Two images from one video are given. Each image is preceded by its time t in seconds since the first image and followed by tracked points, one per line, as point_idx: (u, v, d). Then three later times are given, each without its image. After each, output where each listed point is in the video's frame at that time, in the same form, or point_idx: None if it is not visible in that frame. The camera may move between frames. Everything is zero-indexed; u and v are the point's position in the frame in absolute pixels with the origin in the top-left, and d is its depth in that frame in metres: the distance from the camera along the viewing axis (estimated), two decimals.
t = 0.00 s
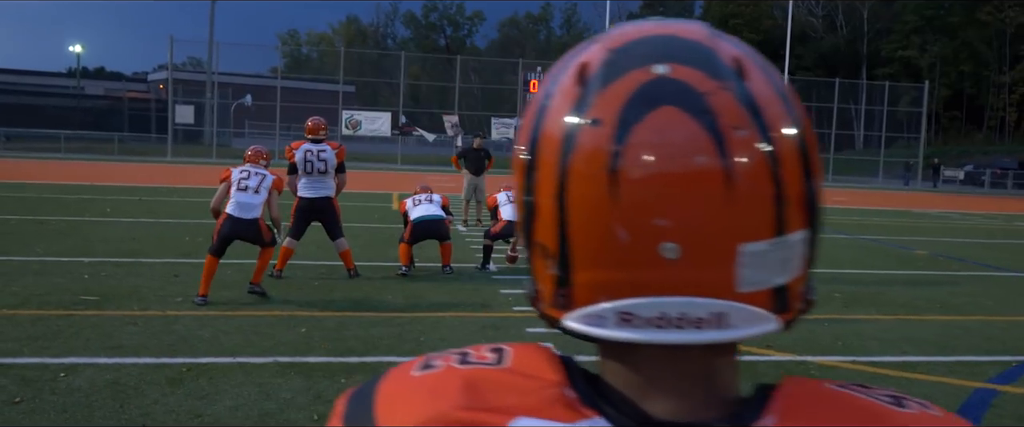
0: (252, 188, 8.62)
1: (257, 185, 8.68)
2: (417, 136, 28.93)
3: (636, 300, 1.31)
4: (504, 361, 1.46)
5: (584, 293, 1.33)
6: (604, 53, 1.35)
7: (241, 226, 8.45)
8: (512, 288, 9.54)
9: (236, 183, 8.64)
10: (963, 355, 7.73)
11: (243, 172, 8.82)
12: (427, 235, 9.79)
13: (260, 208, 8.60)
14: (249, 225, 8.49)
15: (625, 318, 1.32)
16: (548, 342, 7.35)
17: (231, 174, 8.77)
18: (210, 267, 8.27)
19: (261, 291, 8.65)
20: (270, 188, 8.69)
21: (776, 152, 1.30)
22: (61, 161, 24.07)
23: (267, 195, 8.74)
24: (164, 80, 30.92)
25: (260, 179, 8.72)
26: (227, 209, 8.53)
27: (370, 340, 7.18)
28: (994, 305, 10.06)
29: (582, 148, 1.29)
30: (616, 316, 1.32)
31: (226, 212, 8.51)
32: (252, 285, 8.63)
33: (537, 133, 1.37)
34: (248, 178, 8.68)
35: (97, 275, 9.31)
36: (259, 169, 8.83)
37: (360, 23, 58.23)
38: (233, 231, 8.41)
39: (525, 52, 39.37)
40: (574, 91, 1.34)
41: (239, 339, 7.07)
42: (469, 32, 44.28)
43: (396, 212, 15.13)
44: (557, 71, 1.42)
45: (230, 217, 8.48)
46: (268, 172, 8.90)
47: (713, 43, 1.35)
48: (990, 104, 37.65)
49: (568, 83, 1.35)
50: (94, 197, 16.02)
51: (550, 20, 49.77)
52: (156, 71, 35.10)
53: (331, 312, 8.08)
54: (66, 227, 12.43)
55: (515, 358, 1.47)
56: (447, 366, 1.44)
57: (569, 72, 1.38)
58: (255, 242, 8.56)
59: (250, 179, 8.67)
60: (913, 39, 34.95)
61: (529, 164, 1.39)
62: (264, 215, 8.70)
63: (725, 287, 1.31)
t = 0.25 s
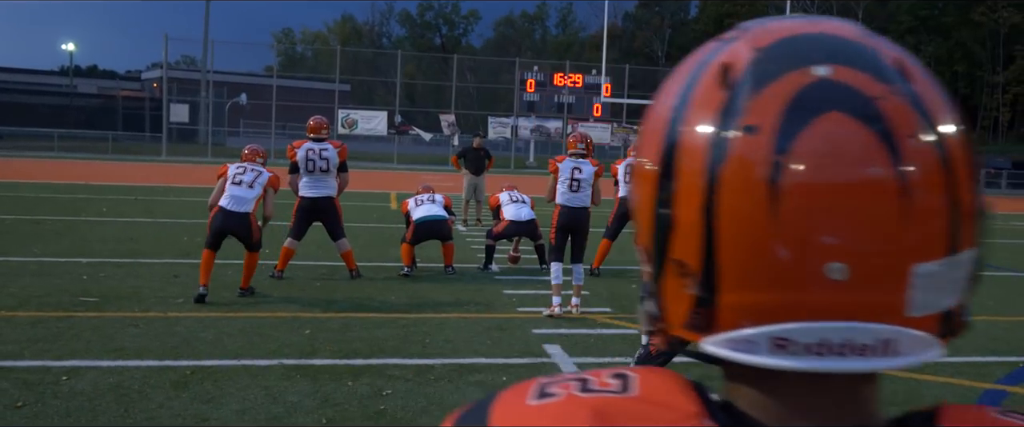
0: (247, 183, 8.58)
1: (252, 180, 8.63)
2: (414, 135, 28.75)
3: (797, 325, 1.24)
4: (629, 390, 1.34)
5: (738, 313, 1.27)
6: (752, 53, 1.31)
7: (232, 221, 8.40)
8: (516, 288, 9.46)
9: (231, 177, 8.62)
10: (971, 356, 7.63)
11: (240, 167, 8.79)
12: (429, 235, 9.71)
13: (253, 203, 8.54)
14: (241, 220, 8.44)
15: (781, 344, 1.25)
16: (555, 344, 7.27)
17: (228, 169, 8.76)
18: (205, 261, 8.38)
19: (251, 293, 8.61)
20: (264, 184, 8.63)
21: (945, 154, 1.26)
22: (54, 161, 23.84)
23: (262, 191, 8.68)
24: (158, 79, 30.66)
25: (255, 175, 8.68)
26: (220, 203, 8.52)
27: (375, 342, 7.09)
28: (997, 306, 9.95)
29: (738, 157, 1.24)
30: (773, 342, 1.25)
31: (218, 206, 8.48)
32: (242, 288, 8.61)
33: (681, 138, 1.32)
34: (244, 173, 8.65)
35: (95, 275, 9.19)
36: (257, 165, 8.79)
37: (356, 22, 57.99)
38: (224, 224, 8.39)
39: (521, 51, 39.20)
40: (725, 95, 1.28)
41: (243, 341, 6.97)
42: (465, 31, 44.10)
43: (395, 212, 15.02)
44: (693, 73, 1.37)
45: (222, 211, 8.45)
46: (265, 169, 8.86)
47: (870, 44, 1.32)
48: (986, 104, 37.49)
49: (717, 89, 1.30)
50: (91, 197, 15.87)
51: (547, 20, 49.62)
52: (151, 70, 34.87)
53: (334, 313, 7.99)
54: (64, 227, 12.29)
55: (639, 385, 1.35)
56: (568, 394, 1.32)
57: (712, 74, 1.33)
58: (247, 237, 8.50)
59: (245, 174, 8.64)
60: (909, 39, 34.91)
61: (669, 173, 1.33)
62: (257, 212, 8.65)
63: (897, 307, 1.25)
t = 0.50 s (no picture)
0: (240, 184, 8.48)
1: (245, 182, 8.53)
2: (408, 134, 28.60)
3: (989, 347, 1.17)
4: (780, 415, 1.35)
5: (919, 333, 1.20)
6: (933, 47, 1.22)
7: (226, 223, 8.34)
8: (517, 289, 9.37)
9: (223, 178, 8.51)
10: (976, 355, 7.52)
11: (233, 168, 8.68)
12: (429, 235, 9.63)
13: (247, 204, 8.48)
14: (235, 222, 8.37)
15: (970, 368, 1.18)
16: (560, 345, 7.21)
17: (221, 170, 8.66)
18: (196, 257, 8.36)
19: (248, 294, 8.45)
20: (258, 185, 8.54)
21: None
22: (45, 160, 23.59)
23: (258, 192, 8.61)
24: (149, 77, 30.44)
25: (249, 176, 8.57)
26: (213, 204, 8.43)
27: (377, 344, 7.00)
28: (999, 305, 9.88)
29: (927, 164, 1.15)
30: (961, 365, 1.18)
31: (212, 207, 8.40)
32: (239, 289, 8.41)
33: (851, 140, 1.24)
34: (237, 173, 8.53)
35: (91, 276, 9.05)
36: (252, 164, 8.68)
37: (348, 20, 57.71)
38: (216, 226, 8.32)
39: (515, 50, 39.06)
40: (902, 94, 1.21)
41: (244, 343, 6.87)
42: (458, 30, 43.91)
43: (391, 212, 14.92)
44: (855, 69, 1.29)
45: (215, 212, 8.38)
46: (258, 169, 8.75)
47: None
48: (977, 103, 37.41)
49: (897, 86, 1.22)
50: (83, 196, 15.68)
51: (540, 19, 49.49)
52: (141, 68, 34.58)
53: (335, 315, 7.89)
54: (57, 227, 12.13)
55: (789, 408, 1.36)
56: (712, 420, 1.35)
57: (883, 69, 1.25)
58: (241, 238, 8.42)
59: (239, 174, 8.53)
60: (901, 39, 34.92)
61: (837, 177, 1.25)
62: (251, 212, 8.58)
63: None
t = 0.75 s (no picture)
0: (229, 183, 8.35)
1: (233, 181, 8.40)
2: (399, 133, 28.48)
3: None
4: None
5: None
6: None
7: (216, 222, 8.22)
8: (515, 289, 9.29)
9: (211, 178, 8.39)
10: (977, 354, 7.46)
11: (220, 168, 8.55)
12: (426, 235, 9.62)
13: (236, 203, 8.36)
14: (225, 222, 8.25)
15: None
16: (562, 346, 7.15)
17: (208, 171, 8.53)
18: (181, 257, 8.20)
19: (243, 295, 8.30)
20: (247, 184, 8.41)
21: None
22: (31, 159, 23.33)
23: (245, 191, 8.47)
24: (136, 75, 30.17)
25: (237, 175, 8.45)
26: (202, 205, 8.30)
27: (378, 345, 6.92)
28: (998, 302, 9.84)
29: None
30: None
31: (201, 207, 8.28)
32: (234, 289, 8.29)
33: None
34: (224, 173, 8.41)
35: (83, 277, 8.91)
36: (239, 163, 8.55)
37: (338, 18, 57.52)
38: (204, 227, 8.19)
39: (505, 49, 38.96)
40: None
41: (242, 344, 6.78)
42: (448, 29, 43.76)
43: (384, 212, 14.81)
44: None
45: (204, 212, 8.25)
46: (245, 169, 8.63)
47: None
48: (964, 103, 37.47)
49: None
50: (72, 196, 15.48)
51: (530, 18, 49.43)
52: (129, 66, 34.27)
53: (333, 315, 7.80)
54: (47, 227, 11.97)
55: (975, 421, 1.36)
56: None
57: None
58: (231, 238, 8.28)
59: (227, 174, 8.40)
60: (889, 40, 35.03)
61: None
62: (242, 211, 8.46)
63: None
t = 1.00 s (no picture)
0: (210, 182, 8.15)
1: (215, 180, 8.22)
2: (387, 132, 28.40)
3: None
4: None
5: None
6: None
7: (202, 222, 8.07)
8: (510, 288, 9.22)
9: (192, 178, 8.20)
10: (974, 352, 7.43)
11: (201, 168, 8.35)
12: (421, 234, 9.62)
13: (221, 201, 8.20)
14: (210, 222, 8.10)
15: None
16: (561, 346, 7.09)
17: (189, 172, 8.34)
18: (167, 259, 8.06)
19: (235, 294, 8.18)
20: (229, 182, 8.21)
21: None
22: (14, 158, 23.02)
23: (228, 190, 8.27)
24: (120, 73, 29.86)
25: (219, 174, 8.25)
26: (185, 205, 8.13)
27: (375, 346, 6.84)
28: (991, 299, 9.81)
29: None
30: None
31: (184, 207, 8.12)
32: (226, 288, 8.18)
33: None
34: (206, 172, 8.21)
35: (72, 277, 8.75)
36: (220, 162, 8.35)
37: (324, 16, 57.20)
38: (189, 227, 8.04)
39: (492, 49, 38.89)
40: None
41: (237, 345, 6.67)
42: (435, 28, 43.64)
43: (374, 211, 14.69)
44: None
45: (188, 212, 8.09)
46: (227, 168, 8.42)
47: None
48: (946, 103, 37.70)
49: None
50: (57, 195, 15.26)
51: (517, 18, 49.37)
52: (112, 64, 33.91)
53: (328, 315, 7.69)
54: (33, 226, 11.77)
55: None
56: None
57: None
58: (218, 237, 8.14)
59: (208, 173, 8.20)
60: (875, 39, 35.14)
61: None
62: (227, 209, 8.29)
63: None
